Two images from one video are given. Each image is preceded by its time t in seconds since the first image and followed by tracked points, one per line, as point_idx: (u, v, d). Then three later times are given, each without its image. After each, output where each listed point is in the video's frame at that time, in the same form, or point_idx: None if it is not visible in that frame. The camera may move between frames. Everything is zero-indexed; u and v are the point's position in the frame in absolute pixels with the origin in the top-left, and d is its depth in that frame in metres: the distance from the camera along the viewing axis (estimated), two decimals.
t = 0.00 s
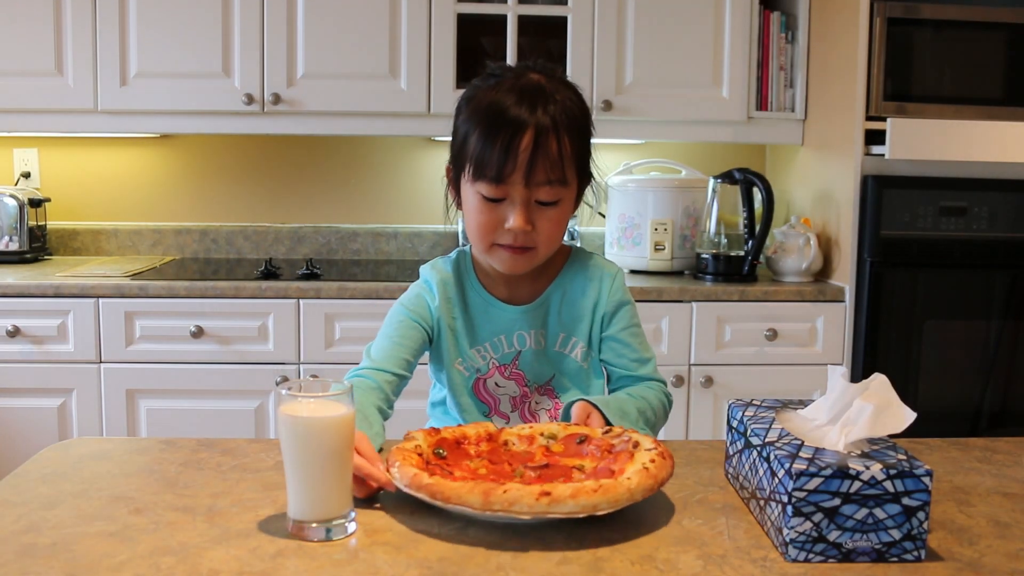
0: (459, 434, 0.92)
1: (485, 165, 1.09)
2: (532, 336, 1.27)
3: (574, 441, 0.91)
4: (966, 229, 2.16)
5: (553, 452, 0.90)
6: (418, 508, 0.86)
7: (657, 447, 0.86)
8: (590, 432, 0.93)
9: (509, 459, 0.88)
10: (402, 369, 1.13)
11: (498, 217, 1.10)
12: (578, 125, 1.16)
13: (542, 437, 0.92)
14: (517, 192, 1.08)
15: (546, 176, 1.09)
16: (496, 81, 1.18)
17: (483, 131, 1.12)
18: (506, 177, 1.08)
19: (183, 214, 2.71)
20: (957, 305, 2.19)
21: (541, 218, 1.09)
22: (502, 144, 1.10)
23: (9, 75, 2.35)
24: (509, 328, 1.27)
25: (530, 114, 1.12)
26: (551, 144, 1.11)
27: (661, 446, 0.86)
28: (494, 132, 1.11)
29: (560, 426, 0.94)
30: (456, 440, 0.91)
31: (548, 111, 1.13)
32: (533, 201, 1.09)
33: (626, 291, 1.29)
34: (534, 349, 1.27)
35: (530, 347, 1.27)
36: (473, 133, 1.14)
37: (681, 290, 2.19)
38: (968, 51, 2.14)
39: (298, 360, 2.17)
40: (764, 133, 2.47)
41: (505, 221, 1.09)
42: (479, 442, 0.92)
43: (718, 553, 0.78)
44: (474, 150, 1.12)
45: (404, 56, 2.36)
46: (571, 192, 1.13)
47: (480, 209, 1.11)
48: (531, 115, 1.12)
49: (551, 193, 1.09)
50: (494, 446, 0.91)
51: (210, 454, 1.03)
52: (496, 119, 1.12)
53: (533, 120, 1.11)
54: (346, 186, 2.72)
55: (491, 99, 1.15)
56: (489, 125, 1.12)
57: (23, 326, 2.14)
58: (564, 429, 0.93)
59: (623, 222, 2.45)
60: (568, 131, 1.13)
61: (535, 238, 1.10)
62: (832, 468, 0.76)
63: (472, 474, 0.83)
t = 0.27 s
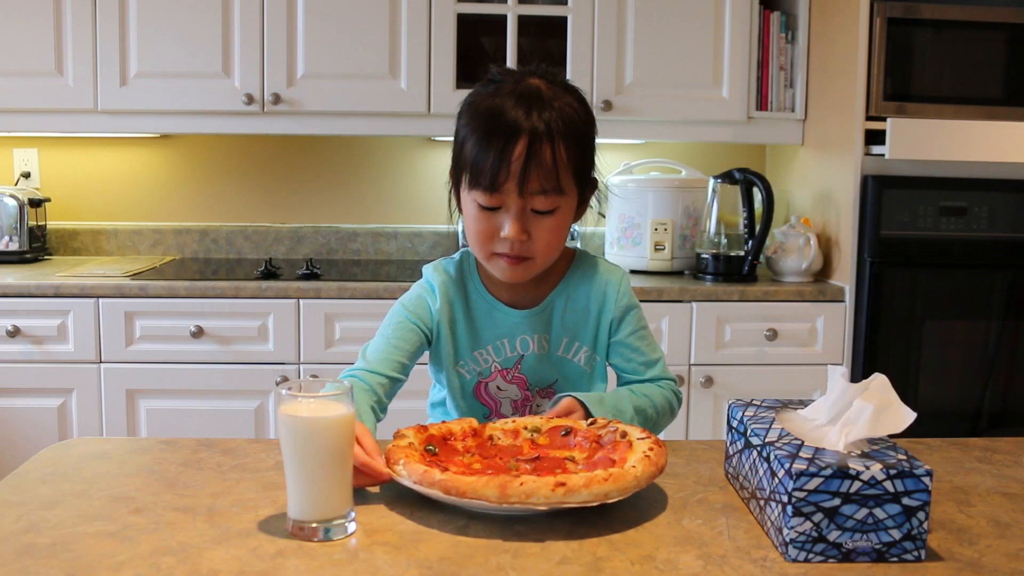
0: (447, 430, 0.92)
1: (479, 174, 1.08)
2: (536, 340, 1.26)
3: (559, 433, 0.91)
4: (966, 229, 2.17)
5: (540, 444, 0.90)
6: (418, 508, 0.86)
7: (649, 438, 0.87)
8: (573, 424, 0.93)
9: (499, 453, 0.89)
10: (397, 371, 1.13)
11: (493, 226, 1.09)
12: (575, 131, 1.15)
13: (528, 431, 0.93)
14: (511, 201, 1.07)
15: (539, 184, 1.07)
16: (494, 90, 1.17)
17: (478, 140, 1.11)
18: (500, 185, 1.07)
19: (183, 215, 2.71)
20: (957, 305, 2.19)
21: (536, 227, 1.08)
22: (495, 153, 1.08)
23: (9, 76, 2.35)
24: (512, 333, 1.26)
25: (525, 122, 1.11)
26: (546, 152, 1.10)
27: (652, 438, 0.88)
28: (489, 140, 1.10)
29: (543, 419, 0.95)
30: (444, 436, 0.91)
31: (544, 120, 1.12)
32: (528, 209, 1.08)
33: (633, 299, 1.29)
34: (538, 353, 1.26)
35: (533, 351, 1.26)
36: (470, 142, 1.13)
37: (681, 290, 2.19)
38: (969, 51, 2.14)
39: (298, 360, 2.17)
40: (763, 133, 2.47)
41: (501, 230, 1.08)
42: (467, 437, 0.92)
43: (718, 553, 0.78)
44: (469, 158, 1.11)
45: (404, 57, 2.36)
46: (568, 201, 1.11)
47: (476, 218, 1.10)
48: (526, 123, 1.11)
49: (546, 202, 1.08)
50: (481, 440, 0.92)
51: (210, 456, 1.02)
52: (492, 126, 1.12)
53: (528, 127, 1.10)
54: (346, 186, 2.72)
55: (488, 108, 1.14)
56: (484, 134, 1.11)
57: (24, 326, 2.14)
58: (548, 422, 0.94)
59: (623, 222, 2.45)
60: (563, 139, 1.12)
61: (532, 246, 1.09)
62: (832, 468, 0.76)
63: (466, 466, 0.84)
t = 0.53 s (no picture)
0: (447, 426, 0.99)
1: (496, 186, 1.11)
2: (500, 334, 1.31)
3: (556, 437, 0.98)
4: (949, 231, 2.24)
5: (535, 447, 0.97)
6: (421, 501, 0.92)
7: (621, 446, 0.91)
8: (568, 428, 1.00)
9: (491, 452, 0.95)
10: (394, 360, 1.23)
11: (499, 236, 1.14)
12: (593, 151, 1.18)
13: (526, 432, 0.99)
14: (523, 217, 1.12)
15: (555, 206, 1.12)
16: (519, 94, 1.17)
17: (498, 149, 1.13)
18: (516, 202, 1.11)
19: (194, 217, 2.79)
20: (942, 304, 2.25)
21: (540, 242, 1.14)
22: (517, 169, 1.11)
23: (28, 83, 2.43)
24: (480, 331, 1.30)
25: (549, 141, 1.12)
26: (567, 174, 1.12)
27: (627, 444, 0.92)
28: (511, 154, 1.12)
29: (545, 422, 1.01)
30: (445, 432, 0.98)
31: (567, 140, 1.14)
32: (537, 226, 1.13)
33: (590, 287, 1.29)
34: (503, 346, 1.31)
35: (499, 345, 1.31)
36: (488, 148, 1.15)
37: (675, 290, 2.26)
38: (953, 60, 2.21)
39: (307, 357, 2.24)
40: (755, 138, 2.55)
41: (508, 242, 1.14)
42: (467, 435, 0.99)
43: (709, 543, 0.83)
44: (488, 168, 1.13)
45: (409, 65, 2.43)
46: (574, 219, 1.17)
47: (483, 224, 1.15)
48: (551, 141, 1.13)
49: (555, 222, 1.13)
50: (479, 439, 0.98)
51: (222, 447, 1.11)
52: (515, 140, 1.13)
53: (552, 146, 1.12)
54: (352, 189, 2.79)
55: (511, 115, 1.15)
56: (506, 145, 1.13)
57: (43, 325, 2.22)
58: (547, 425, 1.01)
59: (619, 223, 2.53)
60: (583, 160, 1.15)
61: (531, 259, 1.16)
62: (821, 461, 0.81)
63: (453, 462, 0.91)
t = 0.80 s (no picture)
0: (447, 426, 1.00)
1: (499, 185, 1.11)
2: (500, 334, 1.31)
3: (556, 437, 0.98)
4: (949, 231, 2.24)
5: (535, 447, 0.97)
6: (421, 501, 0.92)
7: (621, 446, 0.91)
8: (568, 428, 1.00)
9: (491, 452, 0.95)
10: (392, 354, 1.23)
11: (501, 235, 1.14)
12: (596, 151, 1.18)
13: (527, 432, 0.99)
14: (525, 216, 1.12)
15: (558, 206, 1.12)
16: (522, 94, 1.17)
17: (501, 148, 1.13)
18: (518, 201, 1.11)
19: (194, 217, 2.79)
20: (942, 304, 2.25)
21: (542, 242, 1.14)
22: (520, 168, 1.11)
23: (28, 83, 2.43)
24: (480, 331, 1.30)
25: (553, 140, 1.12)
26: (570, 173, 1.12)
27: (627, 444, 0.92)
28: (514, 153, 1.12)
29: (545, 422, 1.01)
30: (445, 432, 0.98)
31: (570, 140, 1.14)
32: (539, 225, 1.13)
33: (592, 288, 1.30)
34: (503, 346, 1.31)
35: (498, 345, 1.31)
36: (491, 147, 1.15)
37: (675, 290, 2.26)
38: (953, 60, 2.21)
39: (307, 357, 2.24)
40: (755, 138, 2.55)
41: (510, 240, 1.14)
42: (467, 435, 0.99)
43: (709, 543, 0.83)
44: (491, 167, 1.13)
45: (408, 65, 2.43)
46: (577, 219, 1.17)
47: (486, 223, 1.15)
48: (555, 141, 1.12)
49: (558, 221, 1.13)
50: (478, 439, 0.98)
51: (222, 448, 1.10)
52: (518, 139, 1.13)
53: (555, 145, 1.12)
54: (352, 189, 2.79)
55: (514, 115, 1.15)
56: (509, 144, 1.13)
57: (43, 325, 2.22)
58: (547, 425, 1.01)
59: (620, 223, 2.53)
60: (586, 160, 1.15)
61: (533, 259, 1.16)
62: (821, 461, 0.81)
63: (453, 462, 0.91)
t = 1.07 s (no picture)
0: (449, 425, 1.00)
1: (500, 186, 1.11)
2: (500, 334, 1.31)
3: (556, 437, 0.98)
4: (949, 231, 2.24)
5: (535, 448, 0.97)
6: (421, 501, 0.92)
7: (621, 446, 0.91)
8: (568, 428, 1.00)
9: (491, 452, 0.95)
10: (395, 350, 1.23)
11: (502, 236, 1.15)
12: (598, 153, 1.18)
13: (526, 432, 0.99)
14: (526, 218, 1.12)
15: (558, 208, 1.12)
16: (525, 96, 1.17)
17: (503, 150, 1.13)
18: (519, 203, 1.11)
19: (194, 217, 2.79)
20: (942, 304, 2.25)
21: (542, 244, 1.15)
22: (521, 170, 1.11)
23: (28, 83, 2.43)
24: (481, 330, 1.30)
25: (555, 142, 1.12)
26: (571, 176, 1.12)
27: (627, 444, 0.92)
28: (516, 154, 1.12)
29: (546, 422, 1.01)
30: (445, 432, 0.98)
31: (572, 142, 1.14)
32: (540, 227, 1.13)
33: (591, 289, 1.29)
34: (503, 346, 1.31)
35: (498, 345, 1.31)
36: (493, 148, 1.15)
37: (675, 290, 2.26)
38: (953, 60, 2.21)
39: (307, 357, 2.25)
40: (755, 138, 2.55)
41: (511, 242, 1.14)
42: (466, 435, 0.99)
43: (709, 543, 0.83)
44: (492, 168, 1.13)
45: (408, 65, 2.43)
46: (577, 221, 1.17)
47: (486, 224, 1.15)
48: (557, 143, 1.12)
49: (558, 224, 1.13)
50: (478, 439, 0.98)
51: (222, 447, 1.11)
52: (520, 140, 1.13)
53: (557, 147, 1.12)
54: (352, 189, 2.79)
55: (517, 116, 1.15)
56: (511, 146, 1.13)
57: (44, 325, 2.22)
58: (547, 425, 1.01)
59: (620, 223, 2.53)
60: (588, 163, 1.15)
61: (533, 260, 1.16)
62: (821, 461, 0.81)
63: (453, 462, 0.91)
